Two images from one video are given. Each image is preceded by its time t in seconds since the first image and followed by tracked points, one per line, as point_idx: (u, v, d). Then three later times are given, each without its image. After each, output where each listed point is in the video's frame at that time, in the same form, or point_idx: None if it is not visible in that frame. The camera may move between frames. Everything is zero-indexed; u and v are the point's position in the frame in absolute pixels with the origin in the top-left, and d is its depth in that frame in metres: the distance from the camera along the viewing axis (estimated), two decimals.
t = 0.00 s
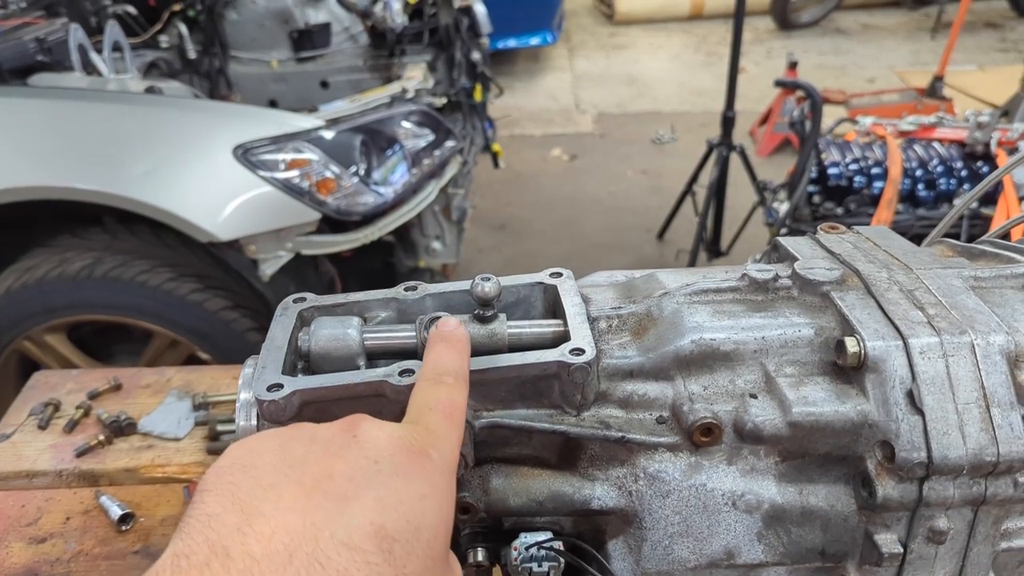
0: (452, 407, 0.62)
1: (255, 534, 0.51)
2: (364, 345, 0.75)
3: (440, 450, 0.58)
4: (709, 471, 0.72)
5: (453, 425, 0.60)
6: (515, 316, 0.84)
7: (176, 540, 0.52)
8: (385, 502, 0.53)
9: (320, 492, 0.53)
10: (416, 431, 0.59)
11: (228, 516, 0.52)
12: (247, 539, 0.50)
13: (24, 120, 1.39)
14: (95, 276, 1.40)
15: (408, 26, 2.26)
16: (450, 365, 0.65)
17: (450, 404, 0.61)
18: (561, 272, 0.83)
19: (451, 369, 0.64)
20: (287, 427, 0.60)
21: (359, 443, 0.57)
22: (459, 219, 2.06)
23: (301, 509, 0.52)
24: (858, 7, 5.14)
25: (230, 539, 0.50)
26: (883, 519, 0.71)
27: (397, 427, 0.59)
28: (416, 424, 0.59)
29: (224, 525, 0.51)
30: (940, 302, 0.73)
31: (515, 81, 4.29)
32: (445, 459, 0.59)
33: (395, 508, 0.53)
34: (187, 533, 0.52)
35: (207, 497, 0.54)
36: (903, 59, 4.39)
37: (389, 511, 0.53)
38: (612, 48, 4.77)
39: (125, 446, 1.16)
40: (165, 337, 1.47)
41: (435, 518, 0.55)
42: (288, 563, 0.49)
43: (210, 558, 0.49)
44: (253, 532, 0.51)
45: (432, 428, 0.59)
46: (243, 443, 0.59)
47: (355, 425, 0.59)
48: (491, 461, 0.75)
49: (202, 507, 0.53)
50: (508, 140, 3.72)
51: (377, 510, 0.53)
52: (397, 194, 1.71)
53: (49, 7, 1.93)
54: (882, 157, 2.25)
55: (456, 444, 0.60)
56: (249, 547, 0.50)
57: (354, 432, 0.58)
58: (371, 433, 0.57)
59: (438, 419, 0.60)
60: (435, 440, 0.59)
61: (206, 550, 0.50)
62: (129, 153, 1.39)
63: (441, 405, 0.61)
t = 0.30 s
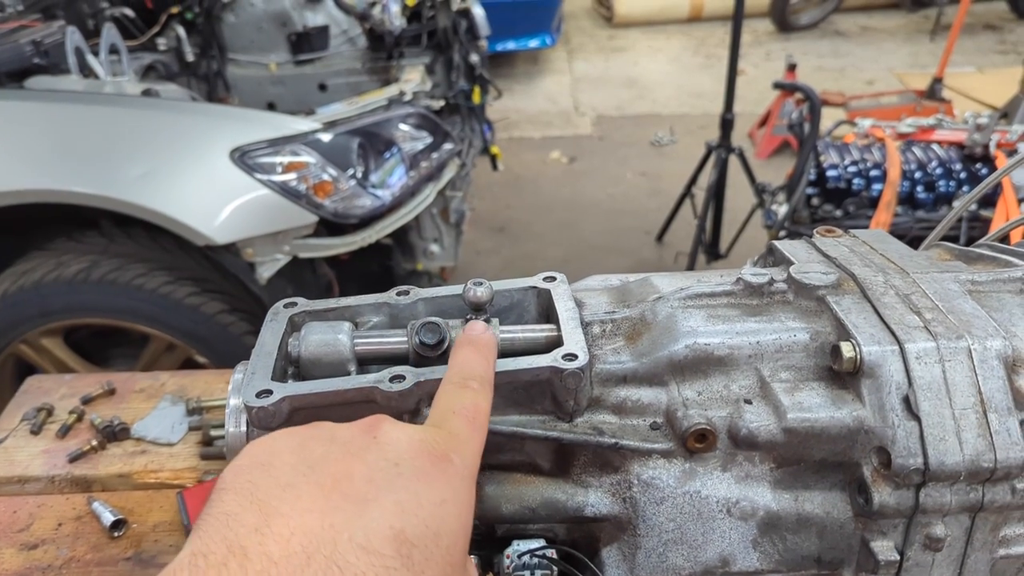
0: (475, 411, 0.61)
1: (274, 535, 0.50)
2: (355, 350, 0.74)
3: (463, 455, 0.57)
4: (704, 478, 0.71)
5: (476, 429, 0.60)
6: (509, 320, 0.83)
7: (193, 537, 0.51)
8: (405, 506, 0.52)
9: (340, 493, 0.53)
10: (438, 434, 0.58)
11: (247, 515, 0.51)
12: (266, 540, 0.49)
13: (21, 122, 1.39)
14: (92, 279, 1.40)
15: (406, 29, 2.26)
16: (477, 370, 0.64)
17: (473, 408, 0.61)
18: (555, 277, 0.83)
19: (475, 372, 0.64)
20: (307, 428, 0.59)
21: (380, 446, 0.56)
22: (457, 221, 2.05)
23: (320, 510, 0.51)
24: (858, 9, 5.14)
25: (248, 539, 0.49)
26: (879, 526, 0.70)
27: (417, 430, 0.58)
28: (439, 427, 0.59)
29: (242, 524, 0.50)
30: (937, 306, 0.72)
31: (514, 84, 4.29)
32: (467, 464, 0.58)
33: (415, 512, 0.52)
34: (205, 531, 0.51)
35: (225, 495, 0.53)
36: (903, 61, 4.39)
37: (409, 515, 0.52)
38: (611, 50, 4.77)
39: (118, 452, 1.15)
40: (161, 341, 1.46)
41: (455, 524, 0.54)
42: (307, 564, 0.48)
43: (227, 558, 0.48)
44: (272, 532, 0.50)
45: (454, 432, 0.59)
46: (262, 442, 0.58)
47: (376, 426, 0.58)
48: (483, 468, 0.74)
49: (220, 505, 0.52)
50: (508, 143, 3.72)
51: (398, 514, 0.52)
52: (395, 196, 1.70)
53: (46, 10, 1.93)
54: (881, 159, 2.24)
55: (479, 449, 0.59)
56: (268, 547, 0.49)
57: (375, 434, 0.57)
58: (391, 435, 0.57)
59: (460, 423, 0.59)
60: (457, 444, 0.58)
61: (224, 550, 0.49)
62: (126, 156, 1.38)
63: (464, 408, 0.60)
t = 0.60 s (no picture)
0: (500, 412, 0.59)
1: (298, 533, 0.48)
2: (346, 355, 0.74)
3: (488, 456, 0.56)
4: (698, 484, 0.71)
5: (500, 431, 0.58)
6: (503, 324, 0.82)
7: (215, 534, 0.49)
8: (431, 505, 0.51)
9: (366, 491, 0.51)
10: (463, 434, 0.56)
11: (271, 512, 0.49)
12: (290, 537, 0.48)
13: (18, 124, 1.38)
14: (89, 281, 1.39)
15: (405, 30, 2.25)
16: (501, 371, 0.62)
17: (498, 408, 0.59)
18: (549, 280, 0.82)
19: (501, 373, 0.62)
20: (331, 425, 0.57)
21: (405, 444, 0.54)
22: (455, 223, 2.05)
23: (345, 508, 0.49)
24: (857, 10, 5.14)
25: (272, 536, 0.48)
26: (875, 533, 0.69)
27: (443, 430, 0.56)
28: (464, 428, 0.57)
29: (266, 522, 0.49)
30: (934, 310, 0.72)
31: (514, 86, 4.28)
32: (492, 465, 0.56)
33: (441, 512, 0.51)
34: (227, 527, 0.49)
35: (248, 492, 0.52)
36: (902, 62, 4.39)
37: (435, 515, 0.50)
38: (610, 52, 4.76)
39: (111, 456, 1.14)
40: (157, 344, 1.46)
41: (480, 525, 0.52)
42: (332, 562, 0.47)
43: (251, 555, 0.47)
44: (295, 529, 0.48)
45: (479, 432, 0.57)
46: (286, 439, 0.56)
47: (401, 425, 0.56)
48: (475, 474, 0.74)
49: (243, 502, 0.51)
50: (507, 144, 3.71)
51: (423, 513, 0.50)
52: (392, 198, 1.70)
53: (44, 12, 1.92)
54: (880, 161, 2.23)
55: (505, 449, 0.57)
56: (292, 545, 0.47)
57: (400, 432, 0.55)
58: (417, 434, 0.55)
59: (484, 423, 0.58)
60: (482, 445, 0.56)
61: (247, 547, 0.47)
62: (123, 158, 1.37)
63: (488, 408, 0.59)
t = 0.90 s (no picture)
0: (520, 416, 0.58)
1: (318, 536, 0.48)
2: (349, 359, 0.73)
3: (509, 459, 0.55)
4: (704, 489, 0.70)
5: (520, 434, 0.57)
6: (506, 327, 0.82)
7: (237, 538, 0.49)
8: (452, 510, 0.50)
9: (386, 495, 0.50)
10: (483, 437, 0.55)
11: (292, 516, 0.49)
12: (311, 541, 0.47)
13: (18, 125, 1.38)
14: (89, 283, 1.39)
15: (405, 31, 2.25)
16: (518, 374, 0.61)
17: (518, 412, 0.58)
18: (553, 283, 0.81)
19: (521, 375, 0.61)
20: (350, 428, 0.56)
21: (426, 447, 0.53)
22: (456, 224, 2.04)
23: (366, 511, 0.49)
24: (858, 11, 5.13)
25: (293, 540, 0.47)
26: (883, 539, 0.68)
27: (463, 433, 0.55)
28: (484, 431, 0.56)
29: (287, 526, 0.48)
30: (942, 313, 0.71)
31: (514, 86, 4.28)
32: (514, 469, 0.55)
33: (462, 517, 0.50)
34: (248, 531, 0.49)
35: (269, 496, 0.52)
36: (903, 63, 4.38)
37: (456, 520, 0.50)
38: (611, 52, 4.76)
39: (112, 459, 1.14)
40: (157, 345, 1.45)
41: (500, 530, 0.51)
42: (352, 567, 0.46)
43: (273, 560, 0.47)
44: (316, 533, 0.48)
45: (499, 436, 0.56)
46: (306, 443, 0.56)
47: (421, 429, 0.55)
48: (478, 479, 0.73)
49: (264, 506, 0.50)
50: (507, 145, 3.70)
51: (444, 518, 0.49)
52: (393, 199, 1.69)
53: (44, 12, 1.92)
54: (882, 162, 2.22)
55: (525, 452, 0.56)
56: (313, 549, 0.47)
57: (420, 435, 0.55)
58: (437, 437, 0.54)
59: (505, 426, 0.57)
60: (503, 448, 0.55)
61: (269, 550, 0.47)
62: (123, 159, 1.37)
63: (507, 411, 0.58)
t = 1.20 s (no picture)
0: (537, 422, 0.58)
1: (343, 544, 0.47)
2: (355, 358, 0.73)
3: (529, 467, 0.55)
4: (713, 489, 0.70)
5: (538, 440, 0.57)
6: (512, 326, 0.81)
7: (259, 545, 0.48)
8: (475, 518, 0.50)
9: (410, 503, 0.50)
10: (503, 445, 0.55)
11: (315, 524, 0.48)
12: (336, 548, 0.46)
13: (20, 123, 1.37)
14: (90, 282, 1.38)
15: (406, 30, 2.24)
16: (534, 379, 0.61)
17: (536, 419, 0.58)
18: (559, 282, 0.81)
19: (537, 380, 0.61)
20: (368, 435, 0.56)
21: (447, 455, 0.53)
22: (458, 223, 2.04)
23: (391, 519, 0.48)
24: (859, 10, 5.13)
25: (318, 548, 0.47)
26: (893, 538, 0.68)
27: (482, 441, 0.55)
28: (503, 438, 0.56)
29: (310, 532, 0.48)
30: (952, 312, 0.71)
31: (515, 85, 4.27)
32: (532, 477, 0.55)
33: (485, 525, 0.50)
34: (270, 539, 0.48)
35: (290, 503, 0.51)
36: (904, 62, 4.37)
37: (479, 528, 0.49)
38: (611, 51, 4.75)
39: (115, 458, 1.13)
40: (159, 344, 1.45)
41: (522, 537, 0.51)
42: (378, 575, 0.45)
43: (298, 567, 0.45)
44: (341, 541, 0.47)
45: (519, 442, 0.56)
46: (325, 450, 0.55)
47: (441, 435, 0.55)
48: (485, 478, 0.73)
49: (287, 514, 0.50)
50: (508, 144, 3.70)
51: (468, 526, 0.49)
52: (395, 198, 1.68)
53: (45, 11, 1.91)
54: (884, 161, 2.22)
55: (543, 459, 0.56)
56: (338, 557, 0.46)
57: (440, 442, 0.54)
58: (457, 445, 0.54)
59: (524, 432, 0.57)
60: (522, 455, 0.55)
61: (294, 557, 0.46)
62: (125, 158, 1.36)
63: (525, 417, 0.58)
